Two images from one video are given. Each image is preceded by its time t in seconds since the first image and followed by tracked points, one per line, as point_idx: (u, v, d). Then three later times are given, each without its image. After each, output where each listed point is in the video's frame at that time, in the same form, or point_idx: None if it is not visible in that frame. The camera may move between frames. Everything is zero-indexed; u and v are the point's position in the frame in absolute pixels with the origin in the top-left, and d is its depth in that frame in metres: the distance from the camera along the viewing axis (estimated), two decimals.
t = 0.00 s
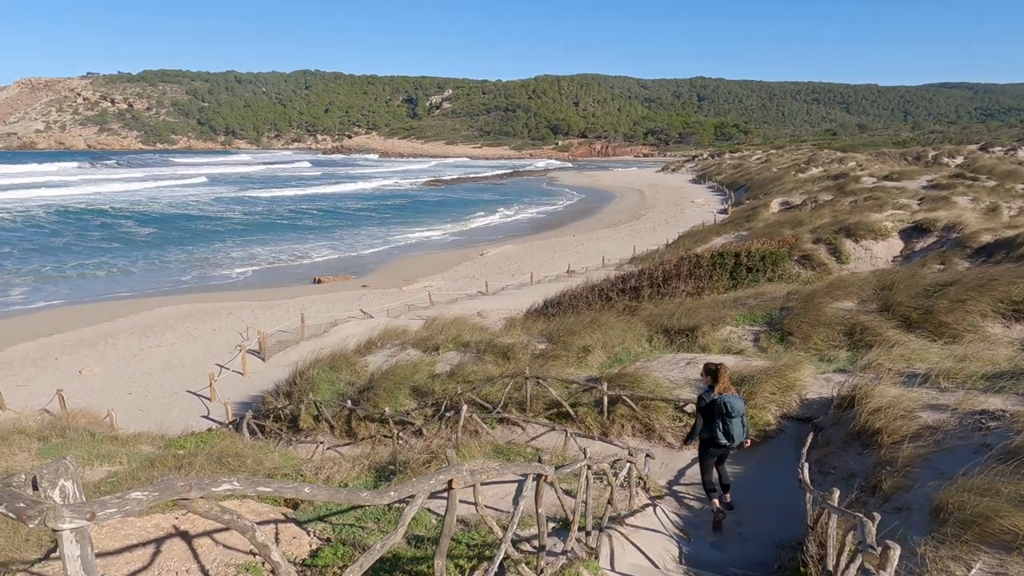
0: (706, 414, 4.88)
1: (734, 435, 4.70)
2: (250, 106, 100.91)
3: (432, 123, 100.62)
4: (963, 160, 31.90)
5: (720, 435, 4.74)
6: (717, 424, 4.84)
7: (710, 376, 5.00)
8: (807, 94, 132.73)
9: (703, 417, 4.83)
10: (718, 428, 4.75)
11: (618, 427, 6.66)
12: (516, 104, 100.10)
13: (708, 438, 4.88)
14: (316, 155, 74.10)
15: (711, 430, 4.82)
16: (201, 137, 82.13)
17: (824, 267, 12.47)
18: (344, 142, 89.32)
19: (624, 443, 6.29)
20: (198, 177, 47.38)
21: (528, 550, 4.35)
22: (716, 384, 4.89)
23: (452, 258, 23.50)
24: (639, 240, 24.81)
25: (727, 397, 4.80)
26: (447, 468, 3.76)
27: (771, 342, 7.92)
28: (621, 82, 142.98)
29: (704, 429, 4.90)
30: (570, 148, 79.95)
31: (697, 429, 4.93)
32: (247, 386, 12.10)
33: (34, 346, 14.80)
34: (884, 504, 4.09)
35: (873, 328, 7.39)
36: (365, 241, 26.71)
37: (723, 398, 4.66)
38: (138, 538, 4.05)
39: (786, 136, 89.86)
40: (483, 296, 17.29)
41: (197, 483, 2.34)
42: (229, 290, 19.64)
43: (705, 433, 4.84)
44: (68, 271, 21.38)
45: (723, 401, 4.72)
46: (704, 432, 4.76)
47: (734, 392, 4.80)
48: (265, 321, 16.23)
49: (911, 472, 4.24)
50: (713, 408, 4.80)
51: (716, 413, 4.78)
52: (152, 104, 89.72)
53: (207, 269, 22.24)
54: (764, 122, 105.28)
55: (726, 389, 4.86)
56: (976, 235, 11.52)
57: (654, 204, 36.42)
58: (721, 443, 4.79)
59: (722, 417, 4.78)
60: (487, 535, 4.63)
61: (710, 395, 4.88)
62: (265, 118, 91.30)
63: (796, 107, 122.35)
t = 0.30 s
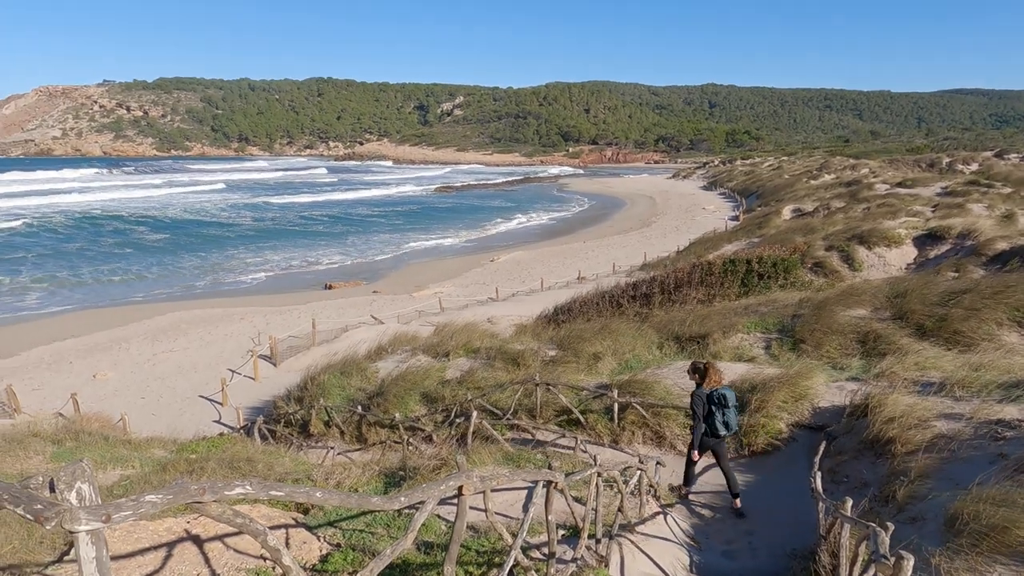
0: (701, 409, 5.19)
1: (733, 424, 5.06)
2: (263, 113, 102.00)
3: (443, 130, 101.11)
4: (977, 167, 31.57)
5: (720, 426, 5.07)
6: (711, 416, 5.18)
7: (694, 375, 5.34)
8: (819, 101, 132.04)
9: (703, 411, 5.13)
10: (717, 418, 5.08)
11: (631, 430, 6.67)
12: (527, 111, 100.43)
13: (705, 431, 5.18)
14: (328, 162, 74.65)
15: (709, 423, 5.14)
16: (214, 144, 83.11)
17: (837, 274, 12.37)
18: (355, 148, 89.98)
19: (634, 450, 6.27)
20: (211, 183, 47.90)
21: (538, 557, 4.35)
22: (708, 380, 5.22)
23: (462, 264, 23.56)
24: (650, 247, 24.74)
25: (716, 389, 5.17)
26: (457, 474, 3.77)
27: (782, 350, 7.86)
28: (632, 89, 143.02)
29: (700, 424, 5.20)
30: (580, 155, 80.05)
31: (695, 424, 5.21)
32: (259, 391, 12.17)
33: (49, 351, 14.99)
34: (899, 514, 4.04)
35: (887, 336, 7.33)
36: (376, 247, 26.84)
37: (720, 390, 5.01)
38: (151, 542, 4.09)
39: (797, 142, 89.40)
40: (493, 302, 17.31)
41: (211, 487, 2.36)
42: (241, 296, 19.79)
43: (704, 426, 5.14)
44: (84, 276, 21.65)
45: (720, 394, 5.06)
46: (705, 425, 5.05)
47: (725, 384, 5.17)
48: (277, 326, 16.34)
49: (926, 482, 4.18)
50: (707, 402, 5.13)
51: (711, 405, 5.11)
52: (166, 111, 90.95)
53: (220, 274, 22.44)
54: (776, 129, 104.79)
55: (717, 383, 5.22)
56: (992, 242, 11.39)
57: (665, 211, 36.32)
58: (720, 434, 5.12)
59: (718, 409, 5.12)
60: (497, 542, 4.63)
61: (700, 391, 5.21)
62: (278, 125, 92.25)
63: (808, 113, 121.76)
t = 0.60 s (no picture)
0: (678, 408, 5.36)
1: (707, 423, 5.17)
2: (276, 120, 103.00)
3: (454, 136, 101.59)
4: (993, 173, 31.23)
5: (694, 425, 5.21)
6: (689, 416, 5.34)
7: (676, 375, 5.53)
8: (832, 107, 131.28)
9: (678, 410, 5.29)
10: (691, 419, 5.23)
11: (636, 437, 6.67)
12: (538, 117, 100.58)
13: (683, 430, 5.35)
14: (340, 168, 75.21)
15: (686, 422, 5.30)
16: (228, 150, 84.07)
17: (850, 281, 12.28)
18: (367, 154, 90.62)
19: (645, 457, 6.23)
20: (225, 189, 48.37)
21: (547, 564, 4.34)
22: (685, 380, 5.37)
23: (473, 269, 23.62)
24: (661, 253, 24.65)
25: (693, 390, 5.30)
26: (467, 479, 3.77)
27: (795, 357, 7.82)
28: (643, 96, 143.12)
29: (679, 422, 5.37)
30: (591, 161, 80.07)
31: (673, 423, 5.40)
32: (270, 395, 12.25)
33: (65, 354, 15.19)
34: (913, 524, 4.00)
35: (901, 344, 7.26)
36: (388, 253, 26.95)
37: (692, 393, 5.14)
38: (163, 544, 4.13)
39: (810, 148, 88.84)
40: (503, 308, 17.33)
41: (224, 489, 2.39)
42: (254, 301, 19.95)
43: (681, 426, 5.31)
44: (99, 280, 21.93)
45: (695, 394, 5.20)
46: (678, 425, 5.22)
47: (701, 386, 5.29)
48: (289, 331, 16.45)
49: (941, 492, 4.13)
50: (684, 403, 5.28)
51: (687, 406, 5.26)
52: (181, 118, 92.09)
53: (233, 279, 22.65)
54: (788, 136, 104.27)
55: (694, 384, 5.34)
56: (1008, 249, 11.25)
57: (676, 217, 36.22)
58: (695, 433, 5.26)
59: (693, 408, 5.27)
60: (507, 548, 4.63)
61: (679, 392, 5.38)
62: (291, 132, 93.21)
63: (821, 119, 121.10)
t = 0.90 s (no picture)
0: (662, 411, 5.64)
1: (687, 425, 5.55)
2: (290, 125, 103.92)
3: (466, 141, 101.89)
4: (1011, 178, 30.83)
5: (678, 427, 5.55)
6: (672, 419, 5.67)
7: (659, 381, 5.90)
8: (846, 112, 130.17)
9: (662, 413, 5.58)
10: (675, 420, 5.53)
11: (652, 448, 6.58)
12: (550, 123, 100.66)
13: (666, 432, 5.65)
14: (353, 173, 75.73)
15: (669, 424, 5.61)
16: (243, 155, 84.93)
17: (864, 287, 12.17)
18: (380, 160, 91.11)
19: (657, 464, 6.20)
20: (239, 194, 48.84)
21: (559, 570, 4.34)
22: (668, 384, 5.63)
23: (484, 274, 23.67)
24: (673, 259, 24.56)
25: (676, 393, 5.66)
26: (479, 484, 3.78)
27: (808, 363, 7.76)
28: (655, 101, 142.84)
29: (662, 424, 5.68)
30: (603, 167, 79.95)
31: (655, 425, 5.67)
32: (283, 399, 12.35)
33: (81, 357, 15.40)
34: (929, 533, 3.97)
35: (916, 350, 7.19)
36: (399, 258, 27.05)
37: (675, 395, 5.47)
38: (177, 547, 4.18)
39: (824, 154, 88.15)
40: (514, 313, 17.35)
41: (239, 491, 2.42)
42: (267, 305, 20.12)
43: (664, 427, 5.60)
44: (115, 284, 22.23)
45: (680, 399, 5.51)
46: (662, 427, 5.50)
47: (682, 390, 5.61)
48: (301, 335, 16.56)
49: (959, 501, 4.09)
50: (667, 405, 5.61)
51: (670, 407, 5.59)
52: (196, 123, 93.21)
53: (246, 284, 22.86)
54: (802, 141, 103.56)
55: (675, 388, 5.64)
56: None
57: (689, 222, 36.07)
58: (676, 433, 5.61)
59: (676, 411, 5.58)
60: (519, 553, 4.64)
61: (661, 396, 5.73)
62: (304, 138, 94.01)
63: (835, 124, 120.11)
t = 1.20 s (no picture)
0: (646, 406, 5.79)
1: (672, 417, 5.72)
2: (304, 131, 104.83)
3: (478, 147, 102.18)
4: None
5: (664, 419, 5.70)
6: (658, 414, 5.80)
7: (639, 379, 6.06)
8: (861, 117, 129.10)
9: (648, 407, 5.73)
10: (660, 412, 5.70)
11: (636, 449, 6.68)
12: (562, 128, 100.82)
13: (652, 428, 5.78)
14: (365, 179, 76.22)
15: (655, 418, 5.74)
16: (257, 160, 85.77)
17: (880, 292, 12.06)
18: (392, 165, 91.62)
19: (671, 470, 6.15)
20: (253, 199, 49.30)
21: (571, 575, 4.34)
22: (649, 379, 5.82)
23: (496, 279, 23.72)
24: (685, 264, 24.47)
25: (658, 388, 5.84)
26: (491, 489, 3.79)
27: (823, 370, 7.70)
28: (668, 106, 142.51)
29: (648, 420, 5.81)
30: (615, 172, 79.83)
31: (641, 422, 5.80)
32: (296, 403, 12.44)
33: (97, 360, 15.61)
34: (947, 543, 3.93)
35: (933, 357, 7.11)
36: (412, 263, 27.17)
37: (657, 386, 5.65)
38: (192, 549, 4.23)
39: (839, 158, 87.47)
40: (526, 318, 17.37)
41: (255, 493, 2.46)
42: (280, 309, 20.29)
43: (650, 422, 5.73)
44: (132, 288, 22.53)
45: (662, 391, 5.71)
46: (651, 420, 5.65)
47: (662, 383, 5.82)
48: (314, 339, 16.69)
49: (978, 510, 4.04)
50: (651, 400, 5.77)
51: (654, 401, 5.75)
52: (212, 129, 94.27)
53: (260, 288, 23.07)
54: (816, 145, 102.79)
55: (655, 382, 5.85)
56: None
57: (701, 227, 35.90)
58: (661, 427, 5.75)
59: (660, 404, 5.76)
60: (531, 559, 4.64)
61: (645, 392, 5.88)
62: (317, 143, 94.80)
63: (850, 129, 119.10)
